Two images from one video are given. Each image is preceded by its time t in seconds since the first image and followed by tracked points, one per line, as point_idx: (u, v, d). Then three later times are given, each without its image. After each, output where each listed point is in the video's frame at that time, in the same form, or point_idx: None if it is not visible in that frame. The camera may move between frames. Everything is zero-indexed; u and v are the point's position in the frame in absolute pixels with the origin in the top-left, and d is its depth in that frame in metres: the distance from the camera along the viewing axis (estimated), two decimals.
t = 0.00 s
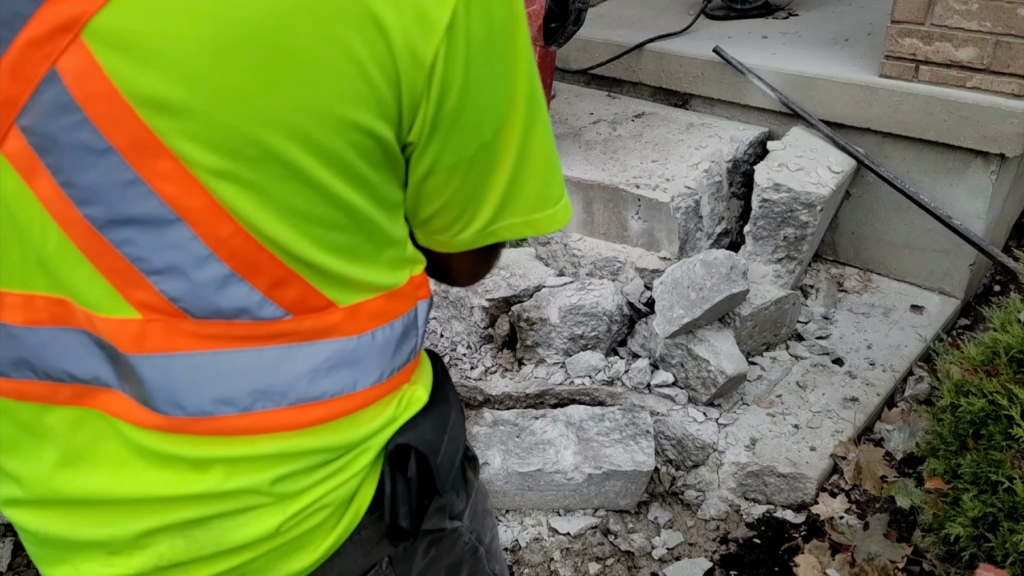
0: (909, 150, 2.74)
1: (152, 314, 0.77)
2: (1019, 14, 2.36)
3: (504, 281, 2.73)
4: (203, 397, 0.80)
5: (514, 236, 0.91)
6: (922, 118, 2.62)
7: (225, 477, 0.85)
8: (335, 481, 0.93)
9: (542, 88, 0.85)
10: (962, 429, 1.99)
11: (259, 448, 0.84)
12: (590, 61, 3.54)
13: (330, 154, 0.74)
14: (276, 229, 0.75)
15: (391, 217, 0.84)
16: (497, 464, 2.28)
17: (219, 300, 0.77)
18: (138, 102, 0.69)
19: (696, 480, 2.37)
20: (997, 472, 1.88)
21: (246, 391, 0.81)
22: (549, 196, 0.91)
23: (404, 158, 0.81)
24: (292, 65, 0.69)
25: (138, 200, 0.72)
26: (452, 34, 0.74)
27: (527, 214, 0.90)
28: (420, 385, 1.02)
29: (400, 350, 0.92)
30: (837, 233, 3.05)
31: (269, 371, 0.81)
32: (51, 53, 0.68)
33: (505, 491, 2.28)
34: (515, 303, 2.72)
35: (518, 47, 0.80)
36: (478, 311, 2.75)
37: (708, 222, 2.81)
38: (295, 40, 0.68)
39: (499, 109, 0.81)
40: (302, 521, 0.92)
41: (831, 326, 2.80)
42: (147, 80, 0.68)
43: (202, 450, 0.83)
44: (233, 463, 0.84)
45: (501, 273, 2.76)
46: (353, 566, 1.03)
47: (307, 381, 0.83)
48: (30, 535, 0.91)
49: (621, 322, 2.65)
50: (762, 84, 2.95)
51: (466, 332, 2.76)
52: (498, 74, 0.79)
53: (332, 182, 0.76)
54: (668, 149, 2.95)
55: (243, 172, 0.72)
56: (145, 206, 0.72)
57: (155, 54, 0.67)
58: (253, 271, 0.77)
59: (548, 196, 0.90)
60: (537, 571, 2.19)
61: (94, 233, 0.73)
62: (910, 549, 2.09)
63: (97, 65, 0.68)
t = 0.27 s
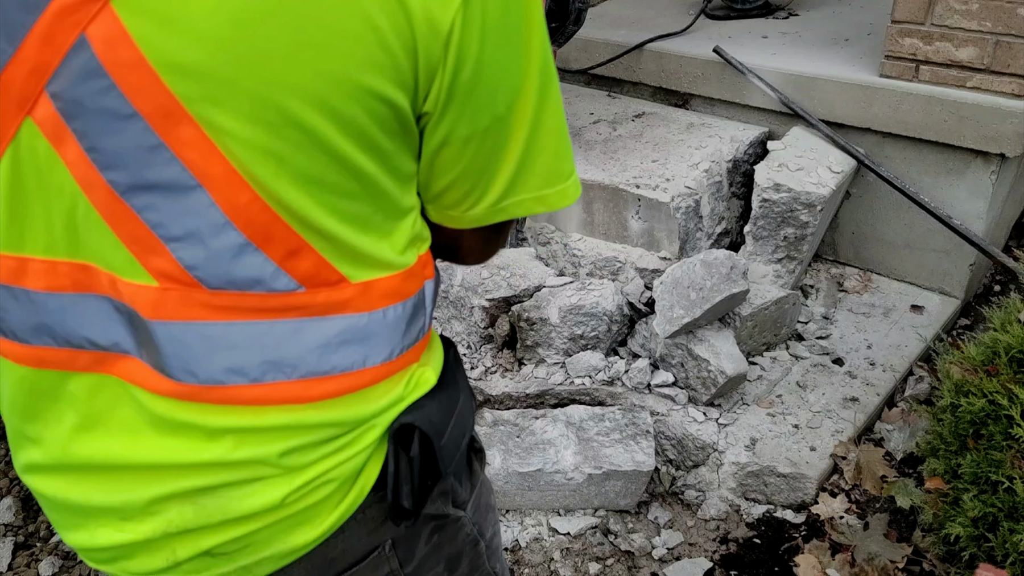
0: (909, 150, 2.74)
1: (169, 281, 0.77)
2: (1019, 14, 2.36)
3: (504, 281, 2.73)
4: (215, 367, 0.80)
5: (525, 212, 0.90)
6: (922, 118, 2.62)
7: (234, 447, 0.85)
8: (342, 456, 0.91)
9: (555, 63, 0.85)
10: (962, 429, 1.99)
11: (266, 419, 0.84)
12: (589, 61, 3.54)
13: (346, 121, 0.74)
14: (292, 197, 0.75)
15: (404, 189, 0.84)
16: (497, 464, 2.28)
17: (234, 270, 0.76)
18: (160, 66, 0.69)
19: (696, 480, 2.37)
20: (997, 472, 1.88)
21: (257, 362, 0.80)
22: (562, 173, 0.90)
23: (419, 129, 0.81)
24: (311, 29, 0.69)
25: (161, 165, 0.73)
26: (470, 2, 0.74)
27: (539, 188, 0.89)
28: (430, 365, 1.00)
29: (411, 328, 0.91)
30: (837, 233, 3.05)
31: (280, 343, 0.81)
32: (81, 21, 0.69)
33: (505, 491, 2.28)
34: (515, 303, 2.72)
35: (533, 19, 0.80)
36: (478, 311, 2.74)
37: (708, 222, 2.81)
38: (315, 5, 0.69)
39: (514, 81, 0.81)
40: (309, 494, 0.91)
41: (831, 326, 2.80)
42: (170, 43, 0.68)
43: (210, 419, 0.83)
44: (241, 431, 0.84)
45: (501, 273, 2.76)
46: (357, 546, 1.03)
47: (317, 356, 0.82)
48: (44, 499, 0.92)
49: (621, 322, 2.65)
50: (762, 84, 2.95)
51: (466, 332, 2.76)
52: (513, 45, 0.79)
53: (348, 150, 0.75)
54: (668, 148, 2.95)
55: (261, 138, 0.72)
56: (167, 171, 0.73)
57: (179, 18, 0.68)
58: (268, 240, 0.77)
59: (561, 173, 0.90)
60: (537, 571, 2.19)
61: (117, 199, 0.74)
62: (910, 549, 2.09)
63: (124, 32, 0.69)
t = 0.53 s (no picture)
0: (909, 150, 2.74)
1: (187, 251, 0.77)
2: (1019, 14, 2.35)
3: (504, 281, 2.73)
4: (227, 337, 0.80)
5: (536, 191, 0.91)
6: (922, 118, 2.62)
7: (241, 418, 0.85)
8: (349, 430, 0.91)
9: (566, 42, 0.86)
10: (962, 429, 1.99)
11: (274, 390, 0.84)
12: (590, 61, 3.54)
13: (364, 91, 0.75)
14: (308, 166, 0.76)
15: (417, 163, 0.85)
16: (497, 464, 2.27)
17: (249, 240, 0.77)
18: (183, 34, 0.70)
19: (696, 480, 2.37)
20: (997, 472, 1.88)
21: (270, 334, 0.81)
22: (571, 151, 0.91)
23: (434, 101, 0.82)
24: None
25: (182, 132, 0.73)
26: None
27: (552, 168, 0.90)
28: (438, 345, 0.99)
29: (418, 305, 0.91)
30: (837, 233, 3.05)
31: (292, 316, 0.81)
32: None
33: (505, 491, 2.29)
34: (515, 303, 2.72)
35: None
36: (478, 310, 2.74)
37: (708, 222, 2.81)
38: None
39: (527, 55, 0.82)
40: (316, 467, 0.92)
41: (831, 326, 2.80)
42: (192, 11, 0.69)
43: (219, 389, 0.83)
44: (250, 402, 0.84)
45: (501, 273, 2.76)
46: (363, 527, 1.03)
47: (329, 330, 0.82)
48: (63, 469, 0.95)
49: (621, 322, 2.65)
50: (762, 84, 2.95)
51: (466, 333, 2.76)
52: (527, 19, 0.80)
53: (364, 120, 0.76)
54: (668, 148, 2.96)
55: (280, 105, 0.73)
56: (188, 139, 0.74)
57: None
58: (282, 210, 0.77)
59: (570, 151, 0.91)
60: (537, 571, 2.19)
61: (140, 167, 0.75)
62: (911, 549, 2.09)
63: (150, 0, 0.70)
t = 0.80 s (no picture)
0: (908, 150, 2.74)
1: (208, 221, 0.82)
2: (1019, 14, 2.34)
3: (504, 281, 2.73)
4: (242, 308, 0.84)
5: (548, 172, 0.99)
6: (922, 119, 2.62)
7: (253, 392, 0.90)
8: (355, 408, 0.96)
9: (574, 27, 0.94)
10: (962, 429, 1.99)
11: (285, 365, 0.88)
12: (589, 61, 3.54)
13: (383, 63, 0.80)
14: (327, 137, 0.80)
15: (431, 137, 0.91)
16: (497, 463, 2.28)
17: (265, 210, 0.81)
18: (210, 10, 0.75)
19: (696, 480, 2.37)
20: (997, 472, 1.87)
21: (284, 306, 0.85)
22: (579, 131, 0.99)
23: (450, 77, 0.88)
24: None
25: (204, 104, 0.78)
26: None
27: (560, 148, 0.99)
28: (446, 328, 1.04)
29: (427, 282, 0.95)
30: (837, 233, 3.06)
31: (306, 289, 0.85)
32: None
33: (506, 491, 2.29)
34: (515, 303, 2.72)
35: None
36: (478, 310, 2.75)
37: (708, 222, 2.80)
38: None
39: (537, 35, 0.89)
40: (323, 442, 0.96)
41: (831, 326, 2.80)
42: None
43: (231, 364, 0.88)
44: (263, 376, 0.89)
45: (501, 273, 2.76)
46: (367, 505, 1.07)
47: (340, 303, 0.87)
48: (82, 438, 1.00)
49: (622, 322, 2.65)
50: (762, 84, 2.95)
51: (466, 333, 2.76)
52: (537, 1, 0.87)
53: (384, 93, 0.82)
54: (668, 148, 2.96)
55: (303, 79, 0.77)
56: (209, 111, 0.78)
57: None
58: (298, 182, 0.81)
59: (579, 131, 0.99)
60: (537, 571, 2.19)
61: (164, 138, 0.79)
62: (910, 549, 2.09)
63: None
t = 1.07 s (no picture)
0: (908, 150, 2.74)
1: (227, 196, 0.82)
2: (1019, 14, 2.33)
3: (504, 281, 2.73)
4: (257, 283, 0.85)
5: (560, 155, 1.01)
6: (922, 118, 2.62)
7: (263, 367, 0.91)
8: (364, 385, 0.97)
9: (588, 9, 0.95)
10: (962, 429, 1.99)
11: (296, 341, 0.89)
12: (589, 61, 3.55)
13: (401, 40, 0.82)
14: (344, 113, 0.81)
15: (444, 116, 0.93)
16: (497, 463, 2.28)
17: (282, 185, 0.82)
18: None
19: (696, 480, 2.38)
20: (997, 472, 1.87)
21: (298, 282, 0.85)
22: (591, 114, 1.00)
23: (466, 56, 0.90)
24: None
25: (225, 80, 0.79)
26: None
27: (573, 131, 1.00)
28: (452, 312, 1.06)
29: (437, 263, 0.96)
30: (837, 233, 3.06)
31: (320, 265, 0.86)
32: None
33: (506, 491, 2.29)
34: (515, 303, 2.72)
35: None
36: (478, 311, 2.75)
37: (708, 222, 2.80)
38: None
39: (552, 16, 0.90)
40: (331, 419, 0.97)
41: (831, 326, 2.80)
42: None
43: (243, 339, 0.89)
44: (273, 352, 0.90)
45: (501, 273, 2.76)
46: (369, 484, 1.07)
47: (352, 280, 0.88)
48: (97, 410, 1.01)
49: (622, 322, 2.65)
50: (762, 84, 2.95)
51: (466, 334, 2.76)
52: None
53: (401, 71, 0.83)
54: (668, 148, 2.96)
55: (323, 55, 0.78)
56: (230, 87, 0.79)
57: None
58: (314, 159, 0.82)
59: (591, 113, 1.00)
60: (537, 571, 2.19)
61: (185, 113, 0.80)
62: (910, 549, 2.09)
63: None
